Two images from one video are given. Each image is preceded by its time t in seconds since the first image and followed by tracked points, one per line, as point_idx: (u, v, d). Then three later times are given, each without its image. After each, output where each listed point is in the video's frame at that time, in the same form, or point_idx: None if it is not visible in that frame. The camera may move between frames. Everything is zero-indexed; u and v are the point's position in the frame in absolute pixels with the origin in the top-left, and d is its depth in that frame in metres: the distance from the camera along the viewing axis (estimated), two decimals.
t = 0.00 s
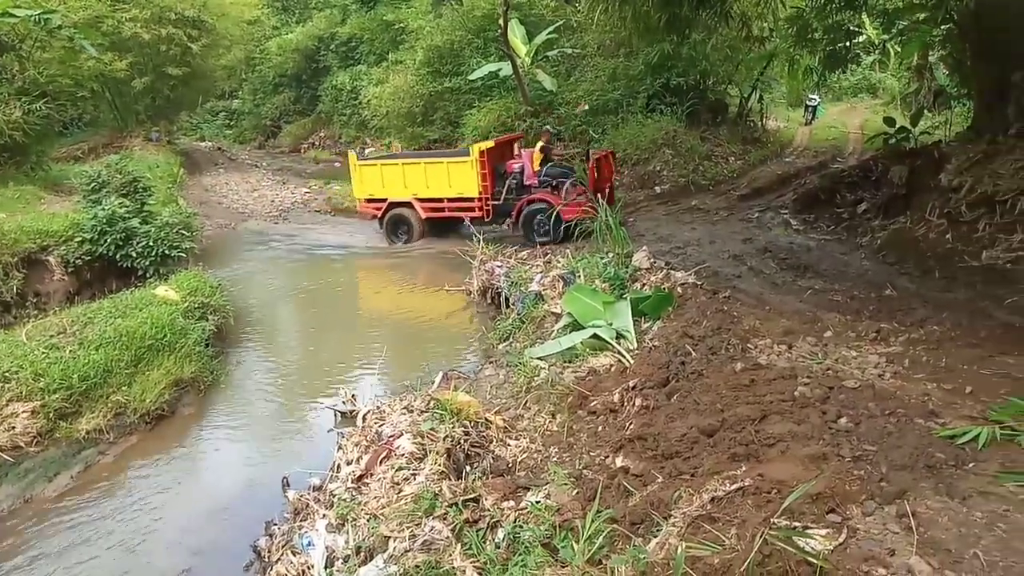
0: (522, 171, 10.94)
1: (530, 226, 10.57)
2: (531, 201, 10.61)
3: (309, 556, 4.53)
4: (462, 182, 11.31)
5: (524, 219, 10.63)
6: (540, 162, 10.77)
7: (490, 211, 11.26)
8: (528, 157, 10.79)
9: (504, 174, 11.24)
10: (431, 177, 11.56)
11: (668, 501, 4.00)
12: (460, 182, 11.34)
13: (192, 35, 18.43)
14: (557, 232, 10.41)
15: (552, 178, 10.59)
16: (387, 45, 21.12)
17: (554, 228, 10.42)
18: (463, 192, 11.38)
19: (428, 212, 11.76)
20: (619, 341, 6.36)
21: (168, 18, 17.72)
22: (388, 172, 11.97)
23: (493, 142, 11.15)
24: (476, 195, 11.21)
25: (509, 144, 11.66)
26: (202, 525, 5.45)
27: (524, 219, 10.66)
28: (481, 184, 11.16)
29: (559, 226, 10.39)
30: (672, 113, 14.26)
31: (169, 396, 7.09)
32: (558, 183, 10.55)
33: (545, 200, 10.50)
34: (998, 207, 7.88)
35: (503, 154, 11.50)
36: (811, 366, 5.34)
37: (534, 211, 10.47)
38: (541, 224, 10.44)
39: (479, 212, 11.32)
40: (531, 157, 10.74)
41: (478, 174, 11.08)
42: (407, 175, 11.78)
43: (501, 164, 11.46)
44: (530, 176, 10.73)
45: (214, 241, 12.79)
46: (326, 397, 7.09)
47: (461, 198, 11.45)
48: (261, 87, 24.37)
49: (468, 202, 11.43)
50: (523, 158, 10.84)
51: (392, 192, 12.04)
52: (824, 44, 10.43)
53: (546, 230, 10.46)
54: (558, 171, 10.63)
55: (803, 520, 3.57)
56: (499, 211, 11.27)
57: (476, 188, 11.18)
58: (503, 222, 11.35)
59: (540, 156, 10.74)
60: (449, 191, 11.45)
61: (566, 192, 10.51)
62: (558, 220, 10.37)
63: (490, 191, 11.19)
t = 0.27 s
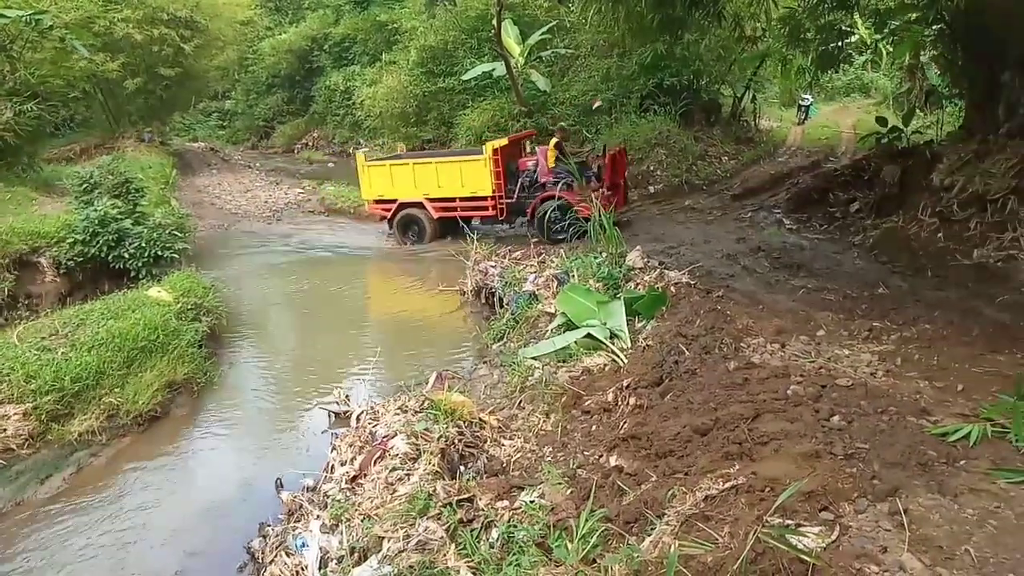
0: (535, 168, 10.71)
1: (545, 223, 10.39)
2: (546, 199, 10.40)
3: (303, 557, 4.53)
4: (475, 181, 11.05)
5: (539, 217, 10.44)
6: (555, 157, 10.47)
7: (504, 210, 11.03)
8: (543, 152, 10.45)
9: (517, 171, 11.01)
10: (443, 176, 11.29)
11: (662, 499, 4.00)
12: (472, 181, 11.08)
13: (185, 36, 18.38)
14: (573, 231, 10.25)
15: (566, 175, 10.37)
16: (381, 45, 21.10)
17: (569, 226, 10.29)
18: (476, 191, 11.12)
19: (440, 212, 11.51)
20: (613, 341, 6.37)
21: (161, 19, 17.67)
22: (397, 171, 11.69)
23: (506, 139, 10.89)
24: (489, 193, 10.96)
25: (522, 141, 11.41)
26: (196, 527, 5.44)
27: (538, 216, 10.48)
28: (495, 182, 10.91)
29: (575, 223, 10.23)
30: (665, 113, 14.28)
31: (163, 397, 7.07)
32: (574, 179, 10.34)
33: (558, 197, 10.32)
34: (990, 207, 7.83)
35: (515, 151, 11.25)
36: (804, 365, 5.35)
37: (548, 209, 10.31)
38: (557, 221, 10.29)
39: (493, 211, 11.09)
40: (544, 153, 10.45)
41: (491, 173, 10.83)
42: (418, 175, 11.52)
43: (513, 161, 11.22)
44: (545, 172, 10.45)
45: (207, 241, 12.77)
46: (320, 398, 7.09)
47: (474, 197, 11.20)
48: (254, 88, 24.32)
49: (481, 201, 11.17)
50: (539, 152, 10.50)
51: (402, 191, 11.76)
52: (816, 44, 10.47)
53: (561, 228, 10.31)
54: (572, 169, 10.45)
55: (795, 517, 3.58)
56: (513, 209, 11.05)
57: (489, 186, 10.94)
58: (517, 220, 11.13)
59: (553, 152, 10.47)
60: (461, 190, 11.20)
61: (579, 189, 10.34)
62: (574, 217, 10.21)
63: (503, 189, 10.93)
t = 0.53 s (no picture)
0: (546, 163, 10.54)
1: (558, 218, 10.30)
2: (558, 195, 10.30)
3: (294, 558, 4.53)
4: (485, 178, 10.83)
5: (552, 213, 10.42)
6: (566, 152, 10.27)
7: (515, 207, 10.80)
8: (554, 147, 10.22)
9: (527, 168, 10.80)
10: (452, 174, 11.11)
11: (653, 498, 4.01)
12: (481, 179, 10.89)
13: (174, 35, 18.30)
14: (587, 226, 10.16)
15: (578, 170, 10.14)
16: (371, 44, 21.06)
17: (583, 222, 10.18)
18: (486, 189, 10.92)
19: (449, 210, 11.31)
20: (605, 340, 6.38)
21: (149, 18, 17.58)
22: (404, 171, 11.51)
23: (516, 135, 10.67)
24: (499, 190, 10.74)
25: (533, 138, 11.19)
26: (188, 528, 5.42)
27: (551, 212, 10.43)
28: (506, 179, 10.69)
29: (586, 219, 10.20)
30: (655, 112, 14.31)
31: (153, 399, 7.04)
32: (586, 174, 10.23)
33: (569, 192, 10.26)
34: (977, 204, 7.91)
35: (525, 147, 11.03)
36: (794, 363, 5.38)
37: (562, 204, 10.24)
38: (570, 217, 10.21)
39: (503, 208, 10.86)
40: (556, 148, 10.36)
41: (501, 169, 10.61)
42: (425, 173, 11.33)
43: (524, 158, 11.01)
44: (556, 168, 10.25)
45: (197, 242, 12.75)
46: (311, 399, 7.07)
47: (484, 195, 10.98)
48: (244, 87, 24.23)
49: (490, 198, 10.96)
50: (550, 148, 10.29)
51: (409, 191, 11.57)
52: (805, 43, 10.53)
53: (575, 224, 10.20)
54: (583, 163, 10.22)
55: (786, 515, 3.60)
56: (526, 206, 10.83)
57: (500, 183, 10.71)
58: (529, 217, 10.92)
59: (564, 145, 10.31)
60: (470, 188, 11.01)
61: (590, 183, 10.24)
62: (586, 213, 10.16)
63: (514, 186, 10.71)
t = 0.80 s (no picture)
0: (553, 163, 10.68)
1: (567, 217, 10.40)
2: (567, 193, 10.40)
3: (283, 564, 4.52)
4: (492, 179, 10.76)
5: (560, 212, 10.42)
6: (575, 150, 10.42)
7: (522, 207, 10.75)
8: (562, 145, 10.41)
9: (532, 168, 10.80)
10: (458, 176, 11.00)
11: (643, 501, 4.01)
12: (488, 179, 10.79)
13: (162, 38, 18.20)
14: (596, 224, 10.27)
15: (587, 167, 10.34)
16: (361, 48, 21.07)
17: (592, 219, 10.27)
18: (493, 189, 10.83)
19: (455, 212, 11.16)
20: (594, 343, 6.38)
21: (137, 21, 17.49)
22: (410, 174, 11.35)
23: (522, 136, 10.67)
24: (507, 191, 10.68)
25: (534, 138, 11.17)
26: (176, 533, 5.39)
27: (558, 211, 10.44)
28: (514, 179, 10.66)
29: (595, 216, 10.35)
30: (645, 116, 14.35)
31: (140, 404, 7.00)
32: (595, 172, 10.37)
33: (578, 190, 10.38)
34: (962, 208, 7.89)
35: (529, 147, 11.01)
36: (783, 366, 5.39)
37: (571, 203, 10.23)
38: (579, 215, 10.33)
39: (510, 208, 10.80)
40: (563, 147, 10.46)
41: (510, 169, 10.56)
42: (430, 175, 11.18)
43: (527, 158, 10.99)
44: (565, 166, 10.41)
45: (184, 245, 12.69)
46: (300, 403, 7.05)
47: (491, 196, 10.89)
48: (232, 91, 24.15)
49: (497, 199, 10.87)
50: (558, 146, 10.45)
51: (415, 194, 11.41)
52: (792, 48, 10.60)
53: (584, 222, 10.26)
54: (593, 161, 10.36)
55: (774, 518, 3.61)
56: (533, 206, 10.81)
57: (507, 183, 10.67)
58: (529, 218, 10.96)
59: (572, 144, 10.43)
60: (477, 189, 10.90)
61: (599, 182, 10.38)
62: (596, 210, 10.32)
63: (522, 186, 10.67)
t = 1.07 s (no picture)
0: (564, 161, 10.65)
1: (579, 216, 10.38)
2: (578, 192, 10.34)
3: (274, 569, 4.54)
4: (504, 179, 10.51)
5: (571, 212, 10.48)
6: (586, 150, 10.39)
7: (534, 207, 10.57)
8: (573, 145, 10.38)
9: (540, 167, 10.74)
10: (468, 177, 10.65)
11: (634, 503, 4.02)
12: (501, 180, 10.53)
13: (151, 40, 18.12)
14: (606, 224, 10.37)
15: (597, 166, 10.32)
16: (351, 50, 21.06)
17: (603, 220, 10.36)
18: (505, 189, 10.58)
19: (466, 213, 10.82)
20: (586, 345, 6.39)
21: (126, 23, 17.40)
22: (417, 175, 10.87)
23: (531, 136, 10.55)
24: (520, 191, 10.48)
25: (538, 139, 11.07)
26: (165, 539, 5.36)
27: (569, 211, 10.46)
28: (525, 179, 10.46)
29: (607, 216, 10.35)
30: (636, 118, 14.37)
31: (129, 408, 6.96)
32: (606, 171, 10.34)
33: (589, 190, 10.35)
34: (951, 209, 7.87)
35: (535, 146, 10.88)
36: (773, 367, 5.41)
37: (582, 204, 10.27)
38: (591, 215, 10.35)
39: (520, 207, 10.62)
40: (573, 147, 10.41)
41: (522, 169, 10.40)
42: (440, 175, 10.77)
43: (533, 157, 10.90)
44: (576, 165, 10.39)
45: (174, 248, 12.65)
46: (292, 406, 7.03)
47: (502, 196, 10.65)
48: (222, 93, 24.07)
49: (509, 199, 10.63)
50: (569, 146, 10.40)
51: (423, 195, 10.94)
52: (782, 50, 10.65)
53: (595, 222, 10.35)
54: (604, 160, 10.35)
55: (765, 519, 3.61)
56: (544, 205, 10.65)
57: (519, 183, 10.45)
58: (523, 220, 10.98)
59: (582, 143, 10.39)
60: (488, 189, 10.63)
61: (610, 181, 10.38)
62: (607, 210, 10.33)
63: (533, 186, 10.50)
